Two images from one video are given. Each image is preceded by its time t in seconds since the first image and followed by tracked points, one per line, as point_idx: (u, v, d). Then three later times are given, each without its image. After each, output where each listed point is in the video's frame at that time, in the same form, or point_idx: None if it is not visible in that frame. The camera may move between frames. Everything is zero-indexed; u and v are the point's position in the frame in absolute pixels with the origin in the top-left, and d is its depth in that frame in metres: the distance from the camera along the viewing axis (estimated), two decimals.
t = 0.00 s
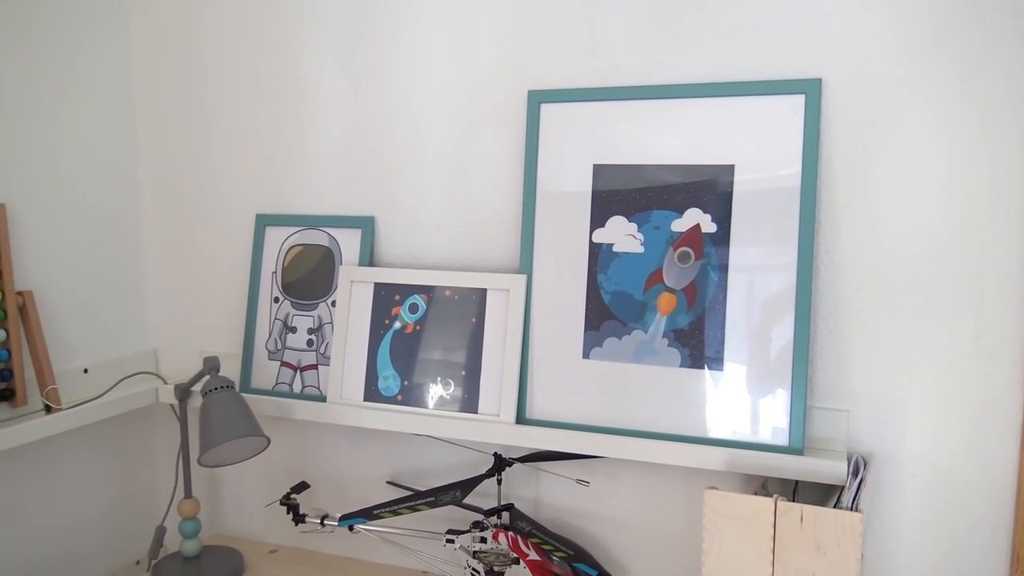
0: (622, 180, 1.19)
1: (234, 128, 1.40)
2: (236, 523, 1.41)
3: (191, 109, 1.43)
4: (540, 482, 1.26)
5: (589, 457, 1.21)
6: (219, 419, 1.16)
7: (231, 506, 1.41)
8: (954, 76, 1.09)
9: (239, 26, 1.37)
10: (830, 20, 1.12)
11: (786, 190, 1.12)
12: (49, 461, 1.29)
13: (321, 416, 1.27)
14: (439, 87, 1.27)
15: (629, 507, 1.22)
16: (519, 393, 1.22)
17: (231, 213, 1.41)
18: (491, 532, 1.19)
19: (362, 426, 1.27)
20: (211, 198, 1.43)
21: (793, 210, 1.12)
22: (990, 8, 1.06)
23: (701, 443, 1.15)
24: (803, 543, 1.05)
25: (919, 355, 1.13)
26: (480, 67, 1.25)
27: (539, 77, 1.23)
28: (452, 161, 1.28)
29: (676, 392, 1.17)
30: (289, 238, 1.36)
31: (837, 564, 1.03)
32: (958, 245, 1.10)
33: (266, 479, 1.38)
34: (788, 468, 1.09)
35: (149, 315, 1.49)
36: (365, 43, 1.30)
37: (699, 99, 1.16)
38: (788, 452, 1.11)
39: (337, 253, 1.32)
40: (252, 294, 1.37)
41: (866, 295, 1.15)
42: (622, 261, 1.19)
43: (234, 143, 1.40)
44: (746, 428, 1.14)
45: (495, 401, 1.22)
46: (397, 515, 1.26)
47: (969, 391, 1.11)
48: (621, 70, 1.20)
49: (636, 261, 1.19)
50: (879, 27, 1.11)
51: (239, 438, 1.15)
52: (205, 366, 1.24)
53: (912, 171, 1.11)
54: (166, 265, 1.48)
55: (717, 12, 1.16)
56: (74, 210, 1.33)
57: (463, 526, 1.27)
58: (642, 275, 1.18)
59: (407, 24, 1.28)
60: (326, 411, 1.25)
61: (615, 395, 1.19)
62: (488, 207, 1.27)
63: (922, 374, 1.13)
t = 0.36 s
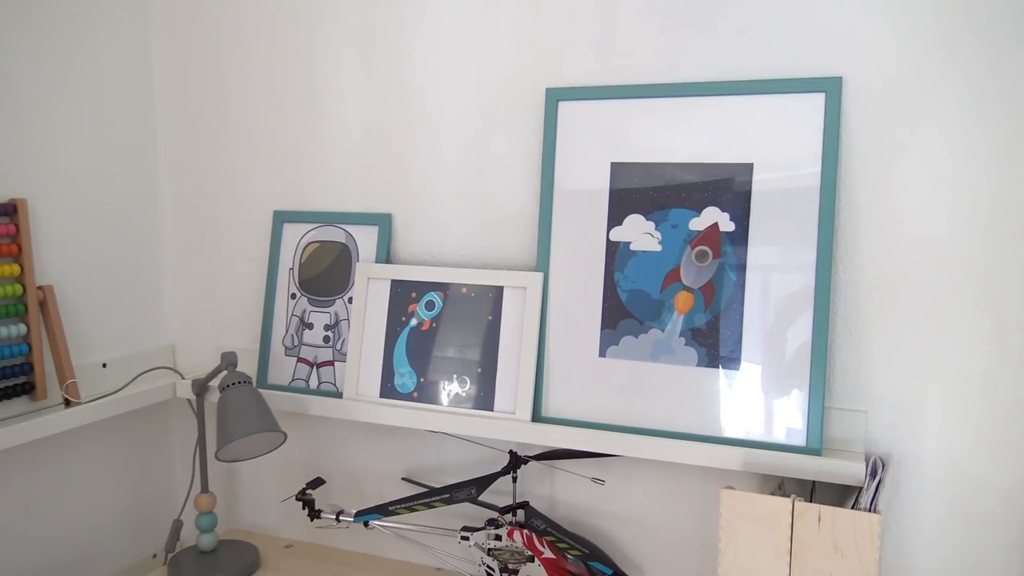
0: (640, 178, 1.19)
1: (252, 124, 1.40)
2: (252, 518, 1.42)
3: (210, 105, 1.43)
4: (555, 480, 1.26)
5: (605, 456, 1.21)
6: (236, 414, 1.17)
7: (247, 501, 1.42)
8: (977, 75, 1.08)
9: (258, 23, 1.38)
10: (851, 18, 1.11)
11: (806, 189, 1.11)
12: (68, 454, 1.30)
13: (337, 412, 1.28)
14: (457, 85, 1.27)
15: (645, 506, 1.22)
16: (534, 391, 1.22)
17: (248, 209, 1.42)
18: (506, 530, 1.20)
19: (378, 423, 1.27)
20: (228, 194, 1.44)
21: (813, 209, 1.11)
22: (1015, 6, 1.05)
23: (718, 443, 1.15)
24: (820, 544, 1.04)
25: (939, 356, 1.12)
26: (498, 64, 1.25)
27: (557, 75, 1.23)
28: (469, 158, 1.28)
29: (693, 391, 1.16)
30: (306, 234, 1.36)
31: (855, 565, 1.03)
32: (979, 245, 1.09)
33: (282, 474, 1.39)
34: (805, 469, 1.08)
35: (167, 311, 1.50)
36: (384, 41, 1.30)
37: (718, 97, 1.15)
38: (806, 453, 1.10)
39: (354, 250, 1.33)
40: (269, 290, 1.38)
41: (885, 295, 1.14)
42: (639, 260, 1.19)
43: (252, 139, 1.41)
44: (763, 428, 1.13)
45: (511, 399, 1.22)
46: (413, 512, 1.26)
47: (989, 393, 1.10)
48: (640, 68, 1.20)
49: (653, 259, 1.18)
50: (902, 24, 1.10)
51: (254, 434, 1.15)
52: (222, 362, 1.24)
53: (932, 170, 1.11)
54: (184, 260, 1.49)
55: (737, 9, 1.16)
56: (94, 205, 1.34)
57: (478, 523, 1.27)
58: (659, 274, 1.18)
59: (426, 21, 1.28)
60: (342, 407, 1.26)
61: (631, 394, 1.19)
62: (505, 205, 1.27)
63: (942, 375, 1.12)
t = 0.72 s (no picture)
0: (658, 175, 1.18)
1: (271, 121, 1.41)
2: (270, 513, 1.43)
3: (228, 102, 1.44)
4: (573, 477, 1.26)
5: (623, 454, 1.21)
6: (254, 410, 1.17)
7: (265, 497, 1.43)
8: (1002, 70, 1.06)
9: (278, 20, 1.38)
10: (874, 12, 1.10)
11: (826, 187, 1.11)
12: (89, 449, 1.31)
13: (355, 409, 1.28)
14: (475, 81, 1.27)
15: (663, 504, 1.22)
16: (552, 389, 1.21)
17: (266, 206, 1.43)
18: (524, 527, 1.19)
19: (395, 419, 1.27)
20: (247, 191, 1.44)
21: (834, 206, 1.10)
22: None
23: (737, 441, 1.14)
24: (842, 544, 1.04)
25: (962, 355, 1.11)
26: (517, 60, 1.25)
27: (576, 71, 1.23)
28: (488, 155, 1.28)
29: (712, 390, 1.16)
30: (324, 231, 1.36)
31: (876, 565, 1.02)
32: (1003, 243, 1.08)
33: (300, 471, 1.39)
34: (825, 467, 1.07)
35: (185, 307, 1.51)
36: (402, 37, 1.30)
37: (738, 93, 1.14)
38: (826, 452, 1.10)
39: (372, 246, 1.33)
40: (287, 287, 1.38)
41: (907, 293, 1.13)
42: (658, 257, 1.18)
43: (270, 136, 1.41)
44: (783, 427, 1.12)
45: (529, 396, 1.22)
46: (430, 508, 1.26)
47: (1013, 392, 1.09)
48: (659, 64, 1.19)
49: (673, 257, 1.18)
50: (926, 19, 1.08)
51: (274, 430, 1.16)
52: (241, 358, 1.25)
53: (955, 167, 1.09)
54: (202, 257, 1.50)
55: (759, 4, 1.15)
56: (114, 202, 1.35)
57: (495, 520, 1.27)
58: (678, 272, 1.17)
59: (445, 18, 1.27)
60: (360, 403, 1.26)
61: (649, 392, 1.18)
62: (524, 202, 1.26)
63: (964, 374, 1.11)
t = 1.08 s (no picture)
0: (687, 171, 1.17)
1: (297, 117, 1.41)
2: (296, 508, 1.44)
3: (255, 98, 1.45)
4: (599, 475, 1.26)
5: (650, 452, 1.20)
6: (281, 405, 1.18)
7: (291, 491, 1.44)
8: None
9: (304, 16, 1.39)
10: (910, 5, 1.08)
11: (858, 184, 1.09)
12: (118, 442, 1.33)
13: (381, 405, 1.28)
14: (502, 77, 1.26)
15: (690, 503, 1.21)
16: (579, 386, 1.21)
17: (293, 202, 1.43)
18: (549, 525, 1.19)
19: (421, 415, 1.27)
20: (273, 187, 1.45)
21: (866, 203, 1.09)
22: None
23: (765, 440, 1.13)
24: (873, 546, 1.02)
25: (997, 354, 1.09)
26: (545, 55, 1.24)
27: (604, 66, 1.22)
28: (514, 150, 1.27)
29: (740, 388, 1.15)
30: (350, 228, 1.37)
31: (909, 568, 1.01)
32: None
33: (326, 466, 1.40)
34: (855, 467, 1.06)
35: (212, 302, 1.52)
36: (429, 33, 1.30)
37: (767, 88, 1.13)
38: (857, 452, 1.08)
39: (398, 243, 1.33)
40: (313, 283, 1.39)
41: (940, 291, 1.11)
42: (686, 254, 1.17)
43: (297, 132, 1.42)
44: (813, 426, 1.11)
45: (555, 393, 1.21)
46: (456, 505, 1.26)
47: None
48: (688, 59, 1.18)
49: (702, 254, 1.17)
50: (962, 11, 1.06)
51: (302, 424, 1.16)
52: (269, 353, 1.25)
53: (991, 163, 1.07)
54: (229, 252, 1.51)
55: None
56: (143, 198, 1.36)
57: (520, 517, 1.27)
58: (707, 269, 1.16)
59: (472, 13, 1.27)
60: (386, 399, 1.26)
61: (676, 390, 1.17)
62: (551, 198, 1.26)
63: (999, 374, 1.09)
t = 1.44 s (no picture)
0: (720, 167, 1.16)
1: (327, 114, 1.42)
2: (324, 503, 1.45)
3: (286, 95, 1.45)
4: (629, 473, 1.25)
5: (681, 450, 1.19)
6: (312, 400, 1.18)
7: (320, 486, 1.45)
8: None
9: (334, 13, 1.39)
10: None
11: (896, 180, 1.07)
12: (151, 437, 1.34)
13: (410, 401, 1.28)
14: (533, 72, 1.26)
15: (721, 502, 1.20)
16: (609, 384, 1.20)
17: (323, 198, 1.44)
18: (579, 522, 1.19)
19: (450, 412, 1.27)
20: (303, 184, 1.46)
21: (903, 199, 1.07)
22: None
23: (799, 439, 1.11)
24: (910, 548, 1.00)
25: None
26: (576, 50, 1.23)
27: (636, 61, 1.21)
28: (545, 146, 1.26)
29: (773, 386, 1.13)
30: (380, 224, 1.37)
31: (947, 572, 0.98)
32: None
33: (355, 462, 1.41)
34: (890, 466, 1.04)
35: (242, 298, 1.53)
36: (460, 28, 1.30)
37: (802, 82, 1.11)
38: (893, 452, 1.06)
39: (428, 239, 1.33)
40: (343, 280, 1.39)
41: (980, 289, 1.09)
42: (718, 251, 1.16)
43: (327, 129, 1.42)
44: (848, 425, 1.09)
45: (585, 391, 1.21)
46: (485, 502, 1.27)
47: None
48: (721, 53, 1.17)
49: (734, 250, 1.15)
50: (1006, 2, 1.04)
51: (332, 420, 1.16)
52: (299, 349, 1.26)
53: None
54: (259, 249, 1.52)
55: None
56: (174, 195, 1.37)
57: (550, 515, 1.26)
58: (740, 265, 1.15)
59: (503, 8, 1.26)
60: (415, 396, 1.26)
61: (708, 388, 1.16)
62: (581, 194, 1.25)
63: None
